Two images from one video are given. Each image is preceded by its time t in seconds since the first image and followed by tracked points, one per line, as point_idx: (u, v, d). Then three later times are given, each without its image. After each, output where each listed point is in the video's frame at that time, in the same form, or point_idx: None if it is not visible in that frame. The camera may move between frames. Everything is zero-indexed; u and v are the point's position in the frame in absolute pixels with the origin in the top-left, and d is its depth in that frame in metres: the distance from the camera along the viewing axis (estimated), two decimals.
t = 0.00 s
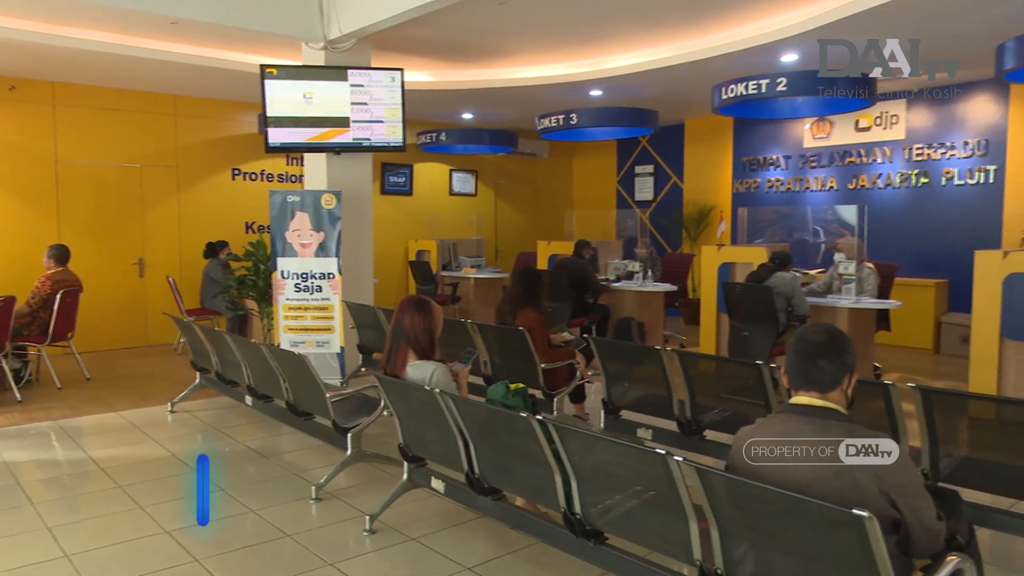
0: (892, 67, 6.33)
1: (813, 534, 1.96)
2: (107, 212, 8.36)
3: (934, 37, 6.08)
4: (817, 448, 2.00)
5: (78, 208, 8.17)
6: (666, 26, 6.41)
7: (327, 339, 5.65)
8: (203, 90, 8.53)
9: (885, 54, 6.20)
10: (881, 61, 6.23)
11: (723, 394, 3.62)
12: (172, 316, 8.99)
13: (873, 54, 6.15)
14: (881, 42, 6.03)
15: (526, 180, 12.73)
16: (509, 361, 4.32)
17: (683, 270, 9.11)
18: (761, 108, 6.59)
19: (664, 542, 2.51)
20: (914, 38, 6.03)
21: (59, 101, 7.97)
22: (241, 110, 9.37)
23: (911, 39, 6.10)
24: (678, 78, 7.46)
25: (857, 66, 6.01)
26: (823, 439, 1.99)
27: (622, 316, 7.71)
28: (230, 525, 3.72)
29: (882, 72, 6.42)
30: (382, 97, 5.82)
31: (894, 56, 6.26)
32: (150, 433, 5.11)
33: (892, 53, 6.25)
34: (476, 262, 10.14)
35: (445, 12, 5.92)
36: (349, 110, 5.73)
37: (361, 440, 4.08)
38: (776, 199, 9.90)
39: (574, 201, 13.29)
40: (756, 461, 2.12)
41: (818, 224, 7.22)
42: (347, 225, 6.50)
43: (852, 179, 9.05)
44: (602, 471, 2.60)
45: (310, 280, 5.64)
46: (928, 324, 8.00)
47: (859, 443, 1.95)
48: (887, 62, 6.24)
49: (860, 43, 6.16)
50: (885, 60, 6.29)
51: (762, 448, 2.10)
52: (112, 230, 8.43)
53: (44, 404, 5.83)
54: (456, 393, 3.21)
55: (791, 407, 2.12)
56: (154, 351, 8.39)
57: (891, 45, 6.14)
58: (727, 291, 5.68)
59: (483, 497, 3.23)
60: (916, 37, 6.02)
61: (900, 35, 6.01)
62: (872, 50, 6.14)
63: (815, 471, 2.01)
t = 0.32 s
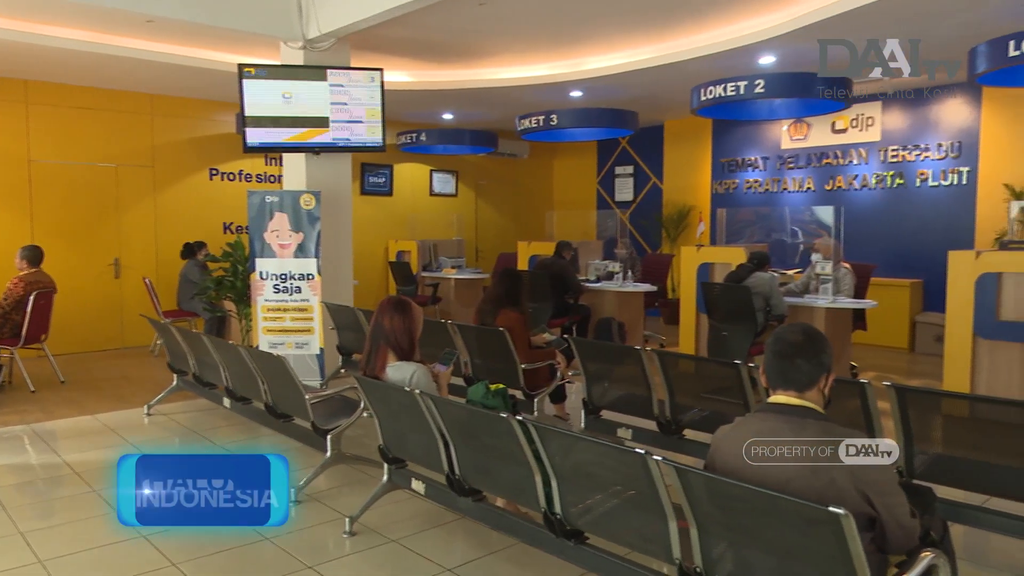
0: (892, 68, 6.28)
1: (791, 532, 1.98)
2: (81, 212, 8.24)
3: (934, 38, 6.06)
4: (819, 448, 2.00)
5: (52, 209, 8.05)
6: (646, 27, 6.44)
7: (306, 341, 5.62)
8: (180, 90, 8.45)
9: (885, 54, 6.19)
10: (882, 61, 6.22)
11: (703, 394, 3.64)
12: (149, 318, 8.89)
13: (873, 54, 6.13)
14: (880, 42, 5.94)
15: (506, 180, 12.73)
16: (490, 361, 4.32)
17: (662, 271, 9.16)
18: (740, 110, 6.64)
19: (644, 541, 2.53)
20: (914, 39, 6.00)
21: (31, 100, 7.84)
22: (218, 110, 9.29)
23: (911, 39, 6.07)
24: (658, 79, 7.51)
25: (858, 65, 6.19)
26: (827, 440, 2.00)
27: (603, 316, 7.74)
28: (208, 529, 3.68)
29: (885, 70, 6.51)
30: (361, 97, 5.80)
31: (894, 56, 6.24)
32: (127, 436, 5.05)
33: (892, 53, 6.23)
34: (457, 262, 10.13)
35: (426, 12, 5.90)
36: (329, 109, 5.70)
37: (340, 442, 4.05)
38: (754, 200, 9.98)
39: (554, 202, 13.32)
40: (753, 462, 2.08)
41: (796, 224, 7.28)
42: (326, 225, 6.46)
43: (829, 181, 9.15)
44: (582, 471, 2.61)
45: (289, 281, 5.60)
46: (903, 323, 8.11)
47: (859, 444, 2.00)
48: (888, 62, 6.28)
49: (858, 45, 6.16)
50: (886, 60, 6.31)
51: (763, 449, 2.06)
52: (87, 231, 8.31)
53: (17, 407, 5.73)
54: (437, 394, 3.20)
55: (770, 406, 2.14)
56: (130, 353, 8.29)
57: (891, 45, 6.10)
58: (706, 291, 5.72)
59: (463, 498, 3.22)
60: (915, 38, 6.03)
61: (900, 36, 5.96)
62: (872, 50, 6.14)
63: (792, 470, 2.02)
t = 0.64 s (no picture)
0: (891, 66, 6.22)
1: (768, 530, 2.00)
2: (54, 213, 8.11)
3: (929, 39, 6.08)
4: (824, 449, 2.04)
5: (24, 209, 7.92)
6: (626, 28, 6.47)
7: (284, 342, 5.58)
8: (156, 88, 8.36)
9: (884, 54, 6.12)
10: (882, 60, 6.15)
11: (682, 393, 3.66)
12: (123, 319, 8.78)
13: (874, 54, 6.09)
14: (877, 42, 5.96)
15: (485, 180, 12.74)
16: (469, 362, 4.31)
17: (640, 271, 9.22)
18: (718, 111, 6.68)
19: (623, 540, 2.54)
20: (915, 38, 6.01)
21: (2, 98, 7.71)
22: (194, 109, 9.20)
23: (913, 39, 6.03)
24: (638, 80, 7.54)
25: (858, 65, 6.17)
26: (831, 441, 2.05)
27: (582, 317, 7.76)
28: (184, 532, 3.65)
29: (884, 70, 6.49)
30: (340, 97, 5.77)
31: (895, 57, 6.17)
32: (101, 440, 4.98)
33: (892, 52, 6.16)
34: (436, 263, 10.11)
35: (405, 12, 5.87)
36: (307, 109, 5.67)
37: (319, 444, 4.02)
38: (732, 201, 10.07)
39: (534, 202, 13.33)
40: (753, 462, 2.06)
41: (773, 225, 7.34)
42: (304, 226, 6.42)
43: (805, 182, 9.25)
44: (561, 471, 2.61)
45: (267, 282, 5.56)
46: (878, 323, 8.22)
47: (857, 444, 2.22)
48: (887, 62, 6.22)
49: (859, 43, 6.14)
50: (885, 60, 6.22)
51: (763, 448, 2.04)
52: (59, 232, 8.18)
53: None
54: (416, 395, 3.19)
55: (747, 405, 2.16)
56: (105, 356, 8.17)
57: (891, 44, 6.07)
58: (685, 291, 5.75)
59: (443, 499, 3.21)
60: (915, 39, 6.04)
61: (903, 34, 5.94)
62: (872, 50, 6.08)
63: (769, 468, 2.04)
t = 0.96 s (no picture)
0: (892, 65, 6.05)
1: (746, 528, 2.01)
2: (27, 212, 7.99)
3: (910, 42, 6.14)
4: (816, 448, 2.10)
5: None
6: (606, 29, 6.50)
7: (263, 343, 5.54)
8: (131, 87, 8.26)
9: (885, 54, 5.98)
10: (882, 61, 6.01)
11: (661, 393, 3.68)
12: (99, 321, 8.68)
13: (872, 54, 6.08)
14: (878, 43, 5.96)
15: (466, 180, 12.73)
16: (449, 362, 4.31)
17: (620, 271, 9.27)
18: (698, 112, 6.72)
19: (602, 539, 2.54)
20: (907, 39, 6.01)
21: None
22: (171, 108, 9.12)
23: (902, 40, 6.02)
24: (618, 81, 7.57)
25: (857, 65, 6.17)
26: (821, 438, 2.13)
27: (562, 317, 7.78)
28: (162, 535, 3.62)
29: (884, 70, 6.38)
30: (319, 96, 5.74)
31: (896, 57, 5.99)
32: (76, 443, 4.91)
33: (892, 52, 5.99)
34: (416, 263, 10.09)
35: (384, 11, 5.84)
36: (285, 108, 5.63)
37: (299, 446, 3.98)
38: (710, 202, 10.15)
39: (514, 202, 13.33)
40: (752, 461, 2.04)
41: (751, 225, 7.40)
42: (283, 226, 6.37)
43: (783, 182, 9.34)
44: (541, 471, 2.62)
45: (245, 283, 5.52)
46: (854, 322, 8.30)
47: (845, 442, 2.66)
48: (888, 63, 6.05)
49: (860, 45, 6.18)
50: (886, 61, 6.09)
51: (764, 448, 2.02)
52: (32, 232, 8.06)
53: None
54: (396, 396, 3.17)
55: (725, 405, 2.17)
56: (79, 358, 8.06)
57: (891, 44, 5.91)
58: (664, 291, 5.78)
59: (423, 500, 3.19)
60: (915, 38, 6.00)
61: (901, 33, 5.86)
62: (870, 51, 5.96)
63: (746, 467, 2.06)
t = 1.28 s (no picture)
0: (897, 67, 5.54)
1: (726, 526, 2.03)
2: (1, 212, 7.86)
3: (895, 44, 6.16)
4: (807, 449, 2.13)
5: None
6: (588, 30, 6.51)
7: (242, 344, 5.51)
8: (108, 85, 8.18)
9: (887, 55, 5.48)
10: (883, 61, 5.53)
11: (642, 392, 3.69)
12: (76, 322, 8.56)
13: (873, 54, 6.00)
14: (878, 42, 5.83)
15: (448, 181, 12.72)
16: (431, 363, 4.30)
17: (601, 272, 9.32)
18: (679, 114, 6.76)
19: (584, 539, 2.55)
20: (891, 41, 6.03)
21: None
22: (149, 107, 9.02)
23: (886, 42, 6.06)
24: (599, 82, 7.59)
25: (858, 65, 6.11)
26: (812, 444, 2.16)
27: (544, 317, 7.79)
28: (141, 538, 3.58)
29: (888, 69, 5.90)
30: (299, 96, 5.71)
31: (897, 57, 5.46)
32: (52, 446, 4.85)
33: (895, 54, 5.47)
34: (398, 264, 10.06)
35: (364, 10, 5.82)
36: (265, 108, 5.60)
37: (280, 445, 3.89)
38: (691, 202, 10.21)
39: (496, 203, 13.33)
40: (753, 462, 2.04)
41: (732, 226, 7.45)
42: (263, 226, 6.33)
43: (762, 182, 9.43)
44: (522, 470, 2.62)
45: (224, 284, 5.47)
46: (833, 322, 8.37)
47: (854, 446, 3.00)
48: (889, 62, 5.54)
49: (862, 43, 6.16)
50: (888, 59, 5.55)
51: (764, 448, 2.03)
52: (6, 231, 7.94)
53: None
54: (376, 398, 3.16)
55: (705, 404, 2.18)
56: (55, 360, 7.96)
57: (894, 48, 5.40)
58: (645, 291, 5.81)
59: (404, 501, 3.18)
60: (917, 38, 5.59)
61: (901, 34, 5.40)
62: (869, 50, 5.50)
63: (725, 465, 2.07)
